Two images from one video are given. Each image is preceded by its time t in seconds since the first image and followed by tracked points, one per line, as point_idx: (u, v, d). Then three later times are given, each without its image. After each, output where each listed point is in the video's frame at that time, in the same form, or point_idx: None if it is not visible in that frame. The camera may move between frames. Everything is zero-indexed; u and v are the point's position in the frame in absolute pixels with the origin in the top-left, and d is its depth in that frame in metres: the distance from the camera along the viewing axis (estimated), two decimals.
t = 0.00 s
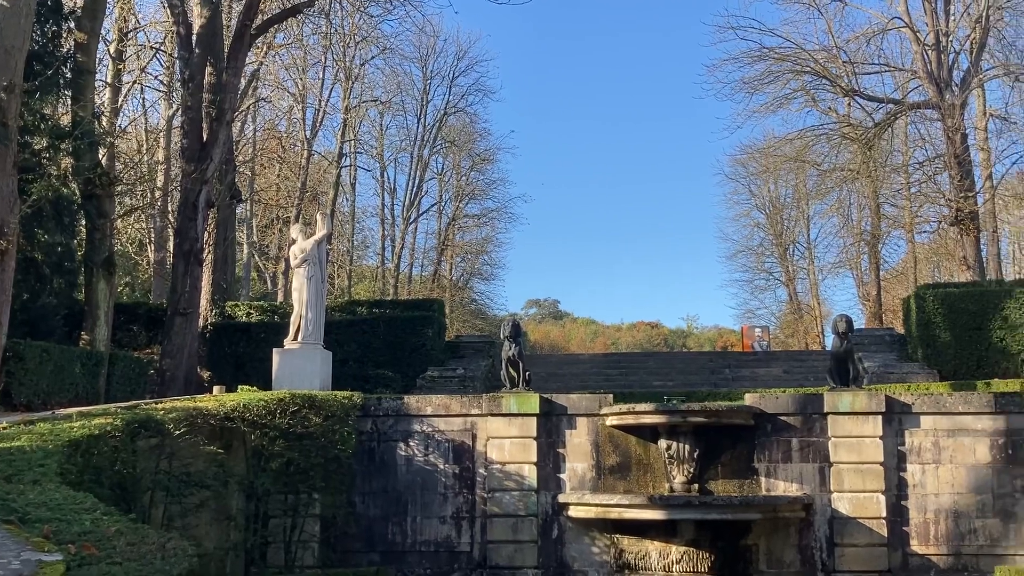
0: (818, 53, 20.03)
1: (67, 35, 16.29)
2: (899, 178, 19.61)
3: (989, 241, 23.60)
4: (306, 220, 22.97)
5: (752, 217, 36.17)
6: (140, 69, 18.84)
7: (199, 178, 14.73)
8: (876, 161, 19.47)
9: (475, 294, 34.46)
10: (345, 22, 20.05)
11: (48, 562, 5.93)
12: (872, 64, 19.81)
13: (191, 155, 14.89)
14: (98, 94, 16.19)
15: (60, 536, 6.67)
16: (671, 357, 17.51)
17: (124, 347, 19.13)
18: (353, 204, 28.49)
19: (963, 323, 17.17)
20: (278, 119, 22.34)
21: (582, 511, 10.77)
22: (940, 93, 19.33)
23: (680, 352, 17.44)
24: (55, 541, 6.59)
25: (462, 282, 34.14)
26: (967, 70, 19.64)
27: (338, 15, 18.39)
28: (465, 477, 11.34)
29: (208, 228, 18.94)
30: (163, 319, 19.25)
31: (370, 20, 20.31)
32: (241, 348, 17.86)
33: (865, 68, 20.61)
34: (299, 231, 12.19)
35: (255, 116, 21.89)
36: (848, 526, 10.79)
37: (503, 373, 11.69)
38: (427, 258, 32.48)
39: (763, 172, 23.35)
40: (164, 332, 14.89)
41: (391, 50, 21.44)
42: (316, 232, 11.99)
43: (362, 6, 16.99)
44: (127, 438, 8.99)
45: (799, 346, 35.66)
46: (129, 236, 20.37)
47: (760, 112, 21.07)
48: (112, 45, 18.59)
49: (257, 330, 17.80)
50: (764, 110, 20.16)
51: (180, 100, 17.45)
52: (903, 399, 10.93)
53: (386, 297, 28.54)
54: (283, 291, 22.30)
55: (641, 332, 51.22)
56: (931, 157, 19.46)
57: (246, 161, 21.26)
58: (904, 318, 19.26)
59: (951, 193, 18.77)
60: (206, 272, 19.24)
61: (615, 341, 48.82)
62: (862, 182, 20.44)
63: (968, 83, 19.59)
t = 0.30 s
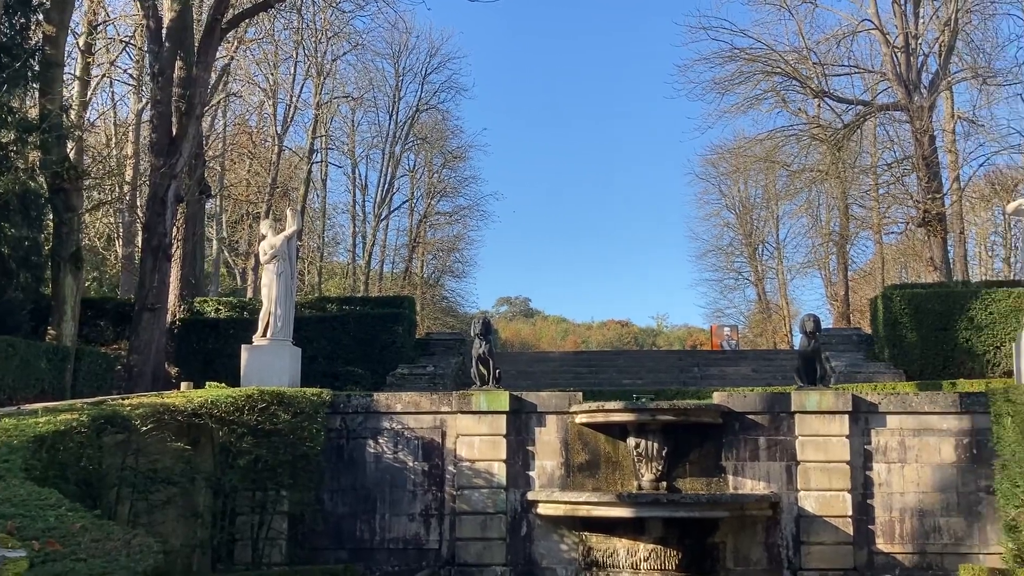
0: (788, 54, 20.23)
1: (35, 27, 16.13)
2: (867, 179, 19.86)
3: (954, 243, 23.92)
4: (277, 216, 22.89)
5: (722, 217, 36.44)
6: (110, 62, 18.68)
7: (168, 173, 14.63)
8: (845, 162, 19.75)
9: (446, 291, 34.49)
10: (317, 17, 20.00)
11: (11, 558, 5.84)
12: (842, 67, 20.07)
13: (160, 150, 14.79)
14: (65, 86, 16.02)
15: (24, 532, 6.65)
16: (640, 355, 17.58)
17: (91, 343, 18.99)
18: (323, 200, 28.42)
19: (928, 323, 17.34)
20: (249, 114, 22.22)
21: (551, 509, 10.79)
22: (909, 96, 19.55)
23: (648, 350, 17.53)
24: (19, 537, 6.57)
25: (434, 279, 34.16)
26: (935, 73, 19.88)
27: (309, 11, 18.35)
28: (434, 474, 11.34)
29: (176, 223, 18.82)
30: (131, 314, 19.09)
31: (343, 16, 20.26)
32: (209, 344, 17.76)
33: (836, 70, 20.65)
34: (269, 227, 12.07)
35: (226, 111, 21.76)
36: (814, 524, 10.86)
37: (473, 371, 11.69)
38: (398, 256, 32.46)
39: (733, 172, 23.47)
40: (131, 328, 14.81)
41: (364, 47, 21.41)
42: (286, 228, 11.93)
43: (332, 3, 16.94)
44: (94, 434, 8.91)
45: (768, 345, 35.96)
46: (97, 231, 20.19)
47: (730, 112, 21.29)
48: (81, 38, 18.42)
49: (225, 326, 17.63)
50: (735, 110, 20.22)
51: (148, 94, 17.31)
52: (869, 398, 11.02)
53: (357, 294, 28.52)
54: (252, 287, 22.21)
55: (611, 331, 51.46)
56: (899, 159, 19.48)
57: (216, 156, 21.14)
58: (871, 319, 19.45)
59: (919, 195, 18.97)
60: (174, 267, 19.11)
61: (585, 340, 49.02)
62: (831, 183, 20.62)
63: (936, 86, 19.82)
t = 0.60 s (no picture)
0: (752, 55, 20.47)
1: None
2: (829, 181, 20.14)
3: (912, 244, 24.31)
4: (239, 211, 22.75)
5: (685, 217, 36.78)
6: (71, 54, 18.44)
7: (129, 167, 14.50)
8: (807, 163, 20.08)
9: (410, 288, 34.54)
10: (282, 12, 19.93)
11: None
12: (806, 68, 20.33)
13: (120, 143, 14.64)
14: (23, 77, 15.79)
15: None
16: (602, 354, 17.66)
17: (49, 337, 18.77)
18: (287, 195, 28.31)
19: (887, 324, 17.51)
20: (212, 108, 22.06)
21: (513, 507, 10.80)
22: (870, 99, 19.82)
23: (610, 348, 17.61)
24: None
25: (397, 276, 34.22)
26: (897, 76, 20.18)
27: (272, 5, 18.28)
28: (396, 471, 11.34)
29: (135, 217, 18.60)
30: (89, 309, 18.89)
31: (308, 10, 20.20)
32: (169, 339, 17.63)
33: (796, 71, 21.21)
34: (230, 222, 12.04)
35: (188, 105, 21.58)
36: (772, 522, 10.94)
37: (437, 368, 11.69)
38: (361, 252, 32.44)
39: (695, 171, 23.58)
40: (90, 323, 14.68)
41: (328, 42, 21.37)
42: (247, 223, 11.85)
43: None
44: (52, 426, 8.65)
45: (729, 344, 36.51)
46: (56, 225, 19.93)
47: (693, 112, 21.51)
48: (40, 28, 18.16)
49: (186, 321, 17.59)
50: (698, 111, 20.31)
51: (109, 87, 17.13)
52: (828, 398, 11.13)
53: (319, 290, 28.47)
54: (213, 283, 22.07)
55: (574, 329, 51.92)
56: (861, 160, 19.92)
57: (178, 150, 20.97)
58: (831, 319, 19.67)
59: (880, 197, 19.22)
60: (134, 261, 18.93)
61: (548, 337, 49.40)
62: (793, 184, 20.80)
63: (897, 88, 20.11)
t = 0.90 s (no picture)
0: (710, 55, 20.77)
1: None
2: (785, 181, 20.54)
3: (864, 245, 24.72)
4: (195, 205, 22.53)
5: (644, 216, 37.13)
6: (24, 43, 18.14)
7: (83, 158, 14.36)
8: (764, 163, 20.59)
9: (368, 285, 34.52)
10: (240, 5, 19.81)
11: None
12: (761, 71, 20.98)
13: (74, 135, 14.47)
14: None
15: None
16: (559, 351, 17.73)
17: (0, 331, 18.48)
18: (244, 189, 28.11)
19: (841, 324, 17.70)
20: (168, 101, 21.82)
21: (469, 503, 10.81)
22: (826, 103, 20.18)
23: (567, 346, 17.70)
24: None
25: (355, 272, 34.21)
26: (852, 80, 20.64)
27: None
28: (351, 467, 11.34)
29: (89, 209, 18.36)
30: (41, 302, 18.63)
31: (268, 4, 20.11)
32: (122, 333, 17.47)
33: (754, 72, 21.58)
34: (186, 217, 12.09)
35: (144, 97, 21.34)
36: (726, 519, 11.03)
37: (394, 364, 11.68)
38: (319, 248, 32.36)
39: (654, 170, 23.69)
40: (41, 315, 14.52)
41: (287, 36, 21.27)
42: (203, 217, 11.89)
43: None
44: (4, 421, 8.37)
45: (685, 342, 37.38)
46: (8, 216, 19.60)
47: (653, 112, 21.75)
48: None
49: (140, 315, 17.41)
50: (657, 111, 20.41)
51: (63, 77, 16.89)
52: (782, 396, 11.27)
53: (276, 285, 28.36)
54: (168, 277, 21.86)
55: (532, 327, 52.36)
56: (816, 162, 20.19)
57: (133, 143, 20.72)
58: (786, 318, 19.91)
59: (834, 199, 19.61)
60: (87, 254, 18.68)
61: (507, 334, 49.77)
62: (750, 184, 21.17)
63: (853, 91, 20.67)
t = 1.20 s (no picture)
0: (666, 54, 21.07)
1: None
2: (739, 182, 20.92)
3: (816, 245, 25.12)
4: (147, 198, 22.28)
5: (599, 214, 37.47)
6: None
7: (32, 149, 14.10)
8: (717, 164, 20.88)
9: (322, 280, 34.37)
10: None
11: None
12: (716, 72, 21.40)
13: (23, 125, 14.22)
14: None
15: None
16: (513, 348, 17.82)
17: None
18: (196, 182, 27.86)
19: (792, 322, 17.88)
20: (120, 93, 21.54)
21: (420, 500, 10.78)
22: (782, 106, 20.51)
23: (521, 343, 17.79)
24: None
25: (309, 268, 34.05)
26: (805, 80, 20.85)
27: None
28: (303, 463, 11.29)
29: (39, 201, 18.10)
30: None
31: None
32: (71, 327, 17.26)
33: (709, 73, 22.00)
34: (136, 209, 12.02)
35: (95, 88, 21.04)
36: (677, 516, 11.10)
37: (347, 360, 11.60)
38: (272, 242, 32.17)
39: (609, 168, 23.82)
40: None
41: (242, 28, 21.10)
42: (153, 210, 11.83)
43: None
44: None
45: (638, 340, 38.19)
46: None
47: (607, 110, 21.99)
48: None
49: (89, 309, 17.22)
50: (612, 109, 20.45)
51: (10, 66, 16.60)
52: (733, 394, 11.38)
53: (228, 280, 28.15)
54: (119, 271, 21.59)
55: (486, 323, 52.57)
56: (770, 162, 20.67)
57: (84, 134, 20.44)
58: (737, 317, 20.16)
59: (788, 201, 19.91)
60: (36, 247, 18.40)
61: (461, 331, 49.84)
62: (705, 184, 21.50)
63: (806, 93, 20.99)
